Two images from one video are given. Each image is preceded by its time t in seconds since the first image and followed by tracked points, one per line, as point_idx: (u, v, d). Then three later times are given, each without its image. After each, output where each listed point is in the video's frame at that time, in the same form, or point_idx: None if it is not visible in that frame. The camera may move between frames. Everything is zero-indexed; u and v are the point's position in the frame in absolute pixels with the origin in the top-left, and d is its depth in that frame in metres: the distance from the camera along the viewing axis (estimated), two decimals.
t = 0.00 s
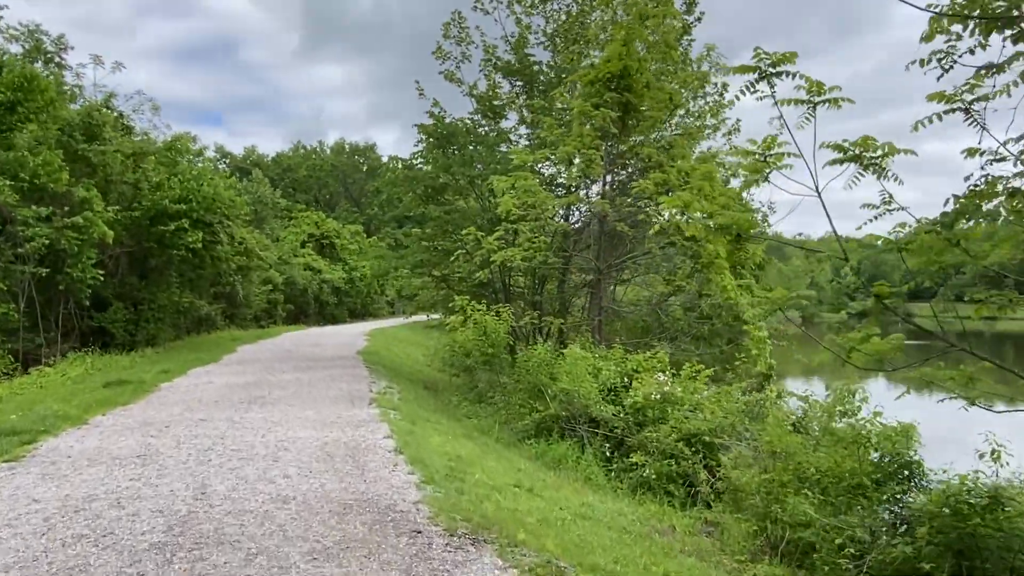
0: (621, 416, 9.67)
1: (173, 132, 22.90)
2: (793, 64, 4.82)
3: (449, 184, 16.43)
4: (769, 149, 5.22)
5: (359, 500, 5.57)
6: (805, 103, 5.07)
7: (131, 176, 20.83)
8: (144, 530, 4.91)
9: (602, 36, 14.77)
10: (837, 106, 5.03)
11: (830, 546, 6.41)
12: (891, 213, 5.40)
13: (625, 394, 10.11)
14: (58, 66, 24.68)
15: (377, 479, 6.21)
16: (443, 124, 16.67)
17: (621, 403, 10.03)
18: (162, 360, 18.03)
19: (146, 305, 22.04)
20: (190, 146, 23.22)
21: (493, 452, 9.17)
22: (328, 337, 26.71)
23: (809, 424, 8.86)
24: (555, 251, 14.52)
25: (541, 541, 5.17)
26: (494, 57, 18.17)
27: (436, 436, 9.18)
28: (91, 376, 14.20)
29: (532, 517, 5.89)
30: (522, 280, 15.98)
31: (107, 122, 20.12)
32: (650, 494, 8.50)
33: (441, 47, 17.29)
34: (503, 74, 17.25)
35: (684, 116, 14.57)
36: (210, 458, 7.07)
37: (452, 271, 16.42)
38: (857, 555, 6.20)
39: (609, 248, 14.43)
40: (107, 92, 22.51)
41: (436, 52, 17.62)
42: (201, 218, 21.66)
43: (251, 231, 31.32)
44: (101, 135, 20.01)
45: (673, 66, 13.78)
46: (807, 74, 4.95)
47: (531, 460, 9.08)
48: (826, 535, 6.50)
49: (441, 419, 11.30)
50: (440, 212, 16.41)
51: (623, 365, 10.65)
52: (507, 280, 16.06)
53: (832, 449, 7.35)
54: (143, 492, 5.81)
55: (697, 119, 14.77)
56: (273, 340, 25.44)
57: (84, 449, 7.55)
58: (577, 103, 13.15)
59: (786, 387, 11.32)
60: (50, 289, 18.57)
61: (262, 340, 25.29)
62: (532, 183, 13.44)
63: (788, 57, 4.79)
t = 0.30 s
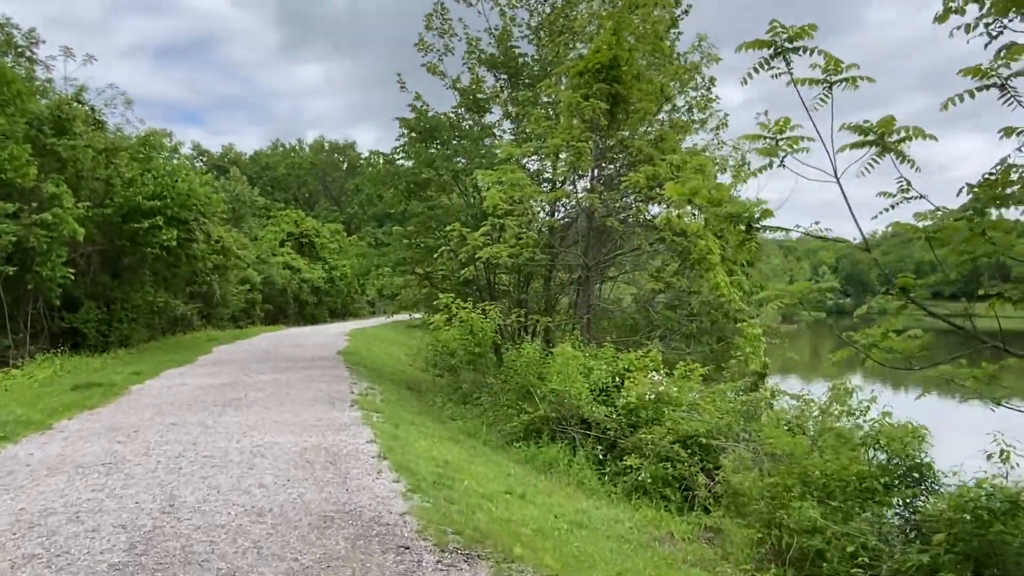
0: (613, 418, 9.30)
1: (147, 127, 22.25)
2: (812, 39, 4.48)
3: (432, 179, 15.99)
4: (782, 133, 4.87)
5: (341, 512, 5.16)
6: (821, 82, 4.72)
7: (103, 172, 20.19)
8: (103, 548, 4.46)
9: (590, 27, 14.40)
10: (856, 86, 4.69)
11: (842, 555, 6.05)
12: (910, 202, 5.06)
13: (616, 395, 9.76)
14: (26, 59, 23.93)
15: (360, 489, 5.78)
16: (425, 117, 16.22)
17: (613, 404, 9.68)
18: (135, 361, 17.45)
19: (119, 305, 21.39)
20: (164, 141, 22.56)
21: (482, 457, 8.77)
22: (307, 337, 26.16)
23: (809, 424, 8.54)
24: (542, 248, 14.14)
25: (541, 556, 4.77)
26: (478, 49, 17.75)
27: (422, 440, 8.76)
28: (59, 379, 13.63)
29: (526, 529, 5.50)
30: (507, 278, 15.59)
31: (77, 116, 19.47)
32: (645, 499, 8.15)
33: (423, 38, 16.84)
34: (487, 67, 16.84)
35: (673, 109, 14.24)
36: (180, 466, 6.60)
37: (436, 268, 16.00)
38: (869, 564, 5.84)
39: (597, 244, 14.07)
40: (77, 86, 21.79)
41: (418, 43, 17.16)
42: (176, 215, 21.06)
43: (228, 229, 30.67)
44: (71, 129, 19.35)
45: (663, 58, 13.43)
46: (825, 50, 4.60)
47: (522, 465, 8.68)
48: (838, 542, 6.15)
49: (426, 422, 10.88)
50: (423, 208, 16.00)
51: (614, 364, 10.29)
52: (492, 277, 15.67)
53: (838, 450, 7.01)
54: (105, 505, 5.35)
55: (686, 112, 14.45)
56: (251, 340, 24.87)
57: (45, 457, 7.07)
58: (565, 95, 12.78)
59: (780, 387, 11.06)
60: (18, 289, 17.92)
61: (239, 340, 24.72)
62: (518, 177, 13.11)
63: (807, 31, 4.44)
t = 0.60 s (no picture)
0: (608, 419, 8.98)
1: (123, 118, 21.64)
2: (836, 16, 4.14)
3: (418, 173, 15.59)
4: (799, 118, 4.54)
5: (325, 528, 4.77)
6: (843, 65, 4.39)
7: (78, 165, 19.60)
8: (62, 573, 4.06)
9: (580, 15, 14.02)
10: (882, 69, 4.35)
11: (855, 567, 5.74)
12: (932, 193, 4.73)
13: (611, 395, 9.44)
14: None
15: (346, 500, 5.40)
16: (411, 108, 15.79)
17: (607, 404, 9.36)
18: (112, 360, 16.93)
19: (95, 301, 20.82)
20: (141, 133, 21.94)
21: (473, 460, 8.41)
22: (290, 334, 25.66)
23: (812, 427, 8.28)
24: (531, 243, 13.79)
25: (542, 574, 4.41)
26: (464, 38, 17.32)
27: (411, 442, 8.40)
28: (31, 378, 13.12)
29: (523, 542, 5.15)
30: (495, 273, 15.23)
31: (50, 106, 18.85)
32: (644, 504, 7.82)
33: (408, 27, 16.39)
34: (473, 56, 16.43)
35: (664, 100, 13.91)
36: (152, 475, 6.18)
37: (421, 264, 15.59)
38: None
39: (587, 238, 13.49)
40: (51, 76, 21.10)
41: (402, 32, 16.71)
42: (154, 209, 20.50)
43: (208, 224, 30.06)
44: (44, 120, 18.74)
45: (655, 48, 13.09)
46: (849, 29, 4.27)
47: (514, 469, 8.34)
48: (851, 553, 5.76)
49: (415, 422, 10.51)
50: (408, 202, 15.61)
51: (608, 363, 9.96)
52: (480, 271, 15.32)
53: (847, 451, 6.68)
54: (69, 522, 4.94)
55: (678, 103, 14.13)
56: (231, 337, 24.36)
57: (9, 465, 6.63)
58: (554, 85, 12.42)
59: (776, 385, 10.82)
60: None
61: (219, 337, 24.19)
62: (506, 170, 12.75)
63: (830, 8, 4.12)
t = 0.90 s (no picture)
0: (609, 413, 8.63)
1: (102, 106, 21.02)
2: None
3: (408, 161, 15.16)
4: (831, 89, 4.19)
5: (319, 536, 4.39)
6: (881, 30, 4.05)
7: (55, 152, 18.99)
8: None
9: None
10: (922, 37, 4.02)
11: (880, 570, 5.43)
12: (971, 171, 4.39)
13: (611, 388, 9.10)
14: None
15: (339, 504, 5.02)
16: (400, 94, 15.35)
17: (608, 397, 9.03)
18: (92, 353, 16.40)
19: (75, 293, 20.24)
20: (121, 122, 21.35)
21: (470, 458, 8.04)
22: (275, 327, 25.16)
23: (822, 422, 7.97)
24: (525, 232, 13.43)
25: None
26: (454, 23, 16.88)
27: (406, 439, 8.02)
28: (6, 373, 12.60)
29: (532, 549, 4.79)
30: (487, 264, 14.87)
31: (27, 92, 18.23)
32: (650, 502, 7.49)
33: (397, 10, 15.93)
34: (464, 41, 15.99)
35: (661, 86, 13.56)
36: (130, 477, 5.76)
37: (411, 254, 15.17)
38: None
39: (583, 227, 13.08)
40: (27, 61, 20.45)
41: (391, 16, 16.24)
42: (135, 199, 19.96)
43: (192, 215, 29.46)
44: (20, 106, 18.11)
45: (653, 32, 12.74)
46: None
47: (513, 467, 7.97)
48: (876, 555, 5.41)
49: (408, 418, 10.12)
50: (398, 190, 15.19)
51: (608, 355, 9.61)
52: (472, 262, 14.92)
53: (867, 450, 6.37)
54: (38, 529, 4.53)
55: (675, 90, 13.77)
56: (213, 330, 23.81)
57: None
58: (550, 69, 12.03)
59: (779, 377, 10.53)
60: None
61: (203, 330, 23.67)
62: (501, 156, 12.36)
63: None
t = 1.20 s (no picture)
0: (615, 409, 8.26)
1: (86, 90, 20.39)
2: None
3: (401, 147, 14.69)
4: (876, 62, 3.83)
5: (314, 552, 4.01)
6: None
7: (37, 138, 18.39)
8: None
9: None
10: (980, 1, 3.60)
11: None
12: None
13: (617, 382, 8.73)
14: None
15: (336, 513, 4.63)
16: (394, 78, 14.87)
17: (613, 392, 8.66)
18: (75, 345, 15.92)
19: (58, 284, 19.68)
20: (105, 107, 20.74)
21: (471, 457, 7.67)
22: (263, 317, 24.70)
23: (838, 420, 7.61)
24: (523, 220, 13.03)
25: None
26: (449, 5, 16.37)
27: (404, 438, 7.63)
28: None
29: (546, 561, 4.44)
30: (482, 253, 14.47)
31: (6, 75, 17.61)
32: (660, 503, 7.14)
33: None
34: (459, 24, 15.51)
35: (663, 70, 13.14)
36: (109, 483, 5.35)
37: (404, 243, 14.75)
38: None
39: (583, 215, 12.69)
40: (7, 44, 19.79)
41: None
42: (120, 187, 19.41)
43: (180, 203, 28.89)
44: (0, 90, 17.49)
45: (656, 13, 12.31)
46: None
47: (516, 466, 7.61)
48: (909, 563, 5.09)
49: (405, 413, 9.73)
50: (391, 177, 14.73)
51: (611, 348, 9.22)
52: (467, 250, 14.53)
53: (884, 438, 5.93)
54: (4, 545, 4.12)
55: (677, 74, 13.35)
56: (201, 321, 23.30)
57: None
58: (550, 51, 11.60)
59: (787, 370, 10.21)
60: None
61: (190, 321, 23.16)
62: (498, 141, 11.92)
63: None
